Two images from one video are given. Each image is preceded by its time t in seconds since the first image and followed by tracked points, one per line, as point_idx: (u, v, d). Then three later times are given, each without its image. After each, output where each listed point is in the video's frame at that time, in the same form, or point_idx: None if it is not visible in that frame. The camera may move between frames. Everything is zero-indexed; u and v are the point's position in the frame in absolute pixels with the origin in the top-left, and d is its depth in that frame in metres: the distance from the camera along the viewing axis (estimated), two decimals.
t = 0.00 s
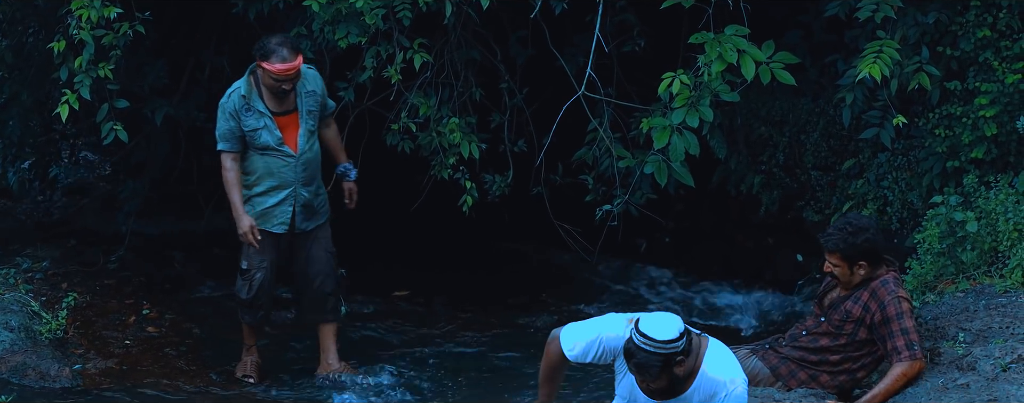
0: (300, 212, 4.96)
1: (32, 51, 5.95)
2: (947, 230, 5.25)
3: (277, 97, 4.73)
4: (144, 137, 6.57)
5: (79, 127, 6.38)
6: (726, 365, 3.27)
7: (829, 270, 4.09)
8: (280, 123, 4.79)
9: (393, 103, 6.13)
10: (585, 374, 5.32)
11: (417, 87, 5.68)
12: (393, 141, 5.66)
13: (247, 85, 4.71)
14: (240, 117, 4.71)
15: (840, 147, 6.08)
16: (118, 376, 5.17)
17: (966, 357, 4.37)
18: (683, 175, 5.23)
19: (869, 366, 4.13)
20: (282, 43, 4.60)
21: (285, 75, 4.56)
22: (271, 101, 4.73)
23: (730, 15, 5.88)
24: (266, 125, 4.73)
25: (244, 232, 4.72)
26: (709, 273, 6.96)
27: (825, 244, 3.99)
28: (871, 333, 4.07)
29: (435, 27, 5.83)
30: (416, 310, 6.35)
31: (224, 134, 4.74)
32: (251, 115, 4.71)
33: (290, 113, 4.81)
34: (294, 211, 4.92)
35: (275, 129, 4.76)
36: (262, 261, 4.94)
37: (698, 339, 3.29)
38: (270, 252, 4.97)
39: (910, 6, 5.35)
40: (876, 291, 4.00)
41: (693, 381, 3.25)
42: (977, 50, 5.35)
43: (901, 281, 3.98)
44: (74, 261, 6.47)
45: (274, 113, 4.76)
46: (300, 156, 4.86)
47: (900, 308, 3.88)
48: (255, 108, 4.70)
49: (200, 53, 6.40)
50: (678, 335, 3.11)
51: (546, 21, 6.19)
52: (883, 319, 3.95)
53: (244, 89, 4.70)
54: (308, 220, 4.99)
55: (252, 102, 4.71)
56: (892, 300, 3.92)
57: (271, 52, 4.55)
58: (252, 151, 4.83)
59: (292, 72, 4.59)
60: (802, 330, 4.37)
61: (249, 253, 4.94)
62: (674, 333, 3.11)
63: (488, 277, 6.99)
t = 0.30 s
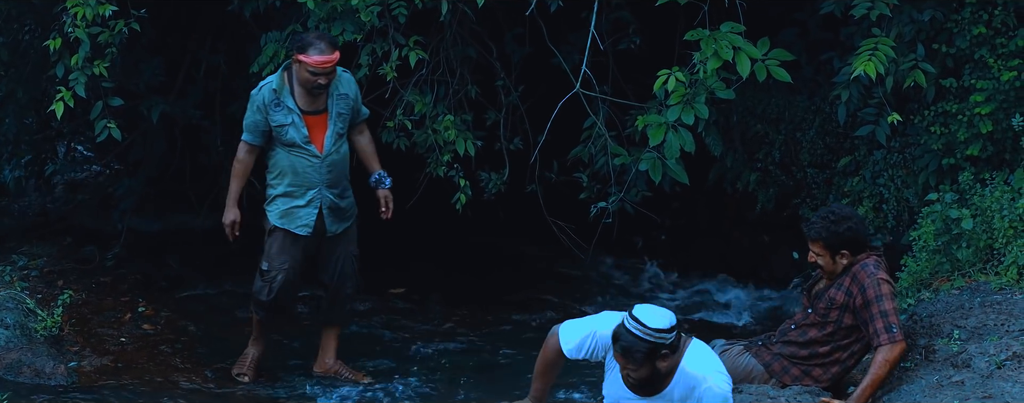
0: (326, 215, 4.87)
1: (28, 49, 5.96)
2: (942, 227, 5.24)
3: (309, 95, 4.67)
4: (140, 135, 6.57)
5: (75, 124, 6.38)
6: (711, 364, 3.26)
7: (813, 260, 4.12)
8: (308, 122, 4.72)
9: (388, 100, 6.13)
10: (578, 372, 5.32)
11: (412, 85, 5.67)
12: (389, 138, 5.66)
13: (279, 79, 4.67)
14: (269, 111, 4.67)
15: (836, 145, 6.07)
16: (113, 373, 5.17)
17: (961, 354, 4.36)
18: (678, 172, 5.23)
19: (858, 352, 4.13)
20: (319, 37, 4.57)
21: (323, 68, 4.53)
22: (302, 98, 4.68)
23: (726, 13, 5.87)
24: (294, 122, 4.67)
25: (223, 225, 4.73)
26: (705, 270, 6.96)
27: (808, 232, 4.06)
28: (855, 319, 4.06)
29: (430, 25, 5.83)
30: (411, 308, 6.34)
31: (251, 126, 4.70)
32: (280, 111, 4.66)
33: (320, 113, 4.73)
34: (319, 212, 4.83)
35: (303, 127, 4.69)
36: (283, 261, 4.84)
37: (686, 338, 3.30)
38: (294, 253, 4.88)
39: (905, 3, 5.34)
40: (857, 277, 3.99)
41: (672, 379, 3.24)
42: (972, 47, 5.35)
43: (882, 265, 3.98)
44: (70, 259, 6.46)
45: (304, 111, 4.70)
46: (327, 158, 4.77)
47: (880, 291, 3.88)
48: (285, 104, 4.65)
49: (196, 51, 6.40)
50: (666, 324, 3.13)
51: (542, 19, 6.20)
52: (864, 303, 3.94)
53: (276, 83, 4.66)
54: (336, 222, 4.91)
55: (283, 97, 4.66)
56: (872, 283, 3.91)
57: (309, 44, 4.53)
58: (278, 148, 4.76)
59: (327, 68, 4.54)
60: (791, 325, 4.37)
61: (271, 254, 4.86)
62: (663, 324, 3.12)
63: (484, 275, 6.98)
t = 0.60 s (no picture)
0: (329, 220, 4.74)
1: (24, 47, 5.95)
2: (939, 224, 5.22)
3: (323, 99, 4.52)
4: (137, 132, 6.57)
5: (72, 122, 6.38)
6: (685, 376, 2.92)
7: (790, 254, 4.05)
8: (319, 126, 4.57)
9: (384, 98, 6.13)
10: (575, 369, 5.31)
11: (409, 83, 5.66)
12: (385, 136, 5.65)
13: (295, 80, 4.51)
14: (281, 111, 4.52)
15: (833, 142, 6.07)
16: (108, 371, 5.17)
17: (957, 352, 4.36)
18: (675, 170, 5.22)
19: (849, 343, 4.06)
20: (341, 41, 4.38)
21: (340, 73, 4.35)
22: (316, 101, 4.52)
23: (722, 10, 5.87)
24: (304, 125, 4.52)
25: (258, 219, 4.51)
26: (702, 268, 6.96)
27: (783, 226, 3.98)
28: (840, 309, 4.01)
29: (427, 23, 5.83)
30: (408, 306, 6.34)
31: (262, 123, 4.56)
32: (291, 112, 4.51)
33: (332, 118, 4.59)
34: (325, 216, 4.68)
35: (313, 130, 4.54)
36: (303, 259, 4.61)
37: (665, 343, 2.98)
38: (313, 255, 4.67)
39: (901, 0, 5.33)
40: (836, 267, 3.95)
41: (640, 384, 2.97)
42: (969, 45, 5.34)
43: (860, 251, 3.95)
44: (66, 257, 6.45)
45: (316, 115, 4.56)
46: (334, 164, 4.64)
47: (858, 276, 3.86)
48: (298, 106, 4.51)
49: (193, 49, 6.39)
50: (636, 325, 2.88)
51: (538, 16, 6.19)
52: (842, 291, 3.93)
53: (290, 84, 4.51)
54: (338, 227, 4.77)
55: (296, 99, 4.51)
56: (851, 270, 3.88)
57: (329, 47, 4.35)
58: (286, 148, 4.62)
59: (346, 74, 4.36)
60: (780, 322, 4.30)
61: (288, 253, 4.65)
62: (630, 324, 2.87)
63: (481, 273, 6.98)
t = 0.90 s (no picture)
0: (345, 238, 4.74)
1: (20, 46, 5.95)
2: (935, 223, 5.17)
3: (318, 121, 4.47)
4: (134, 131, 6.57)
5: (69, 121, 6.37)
6: (664, 376, 3.05)
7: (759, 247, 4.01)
8: (319, 147, 4.53)
9: (381, 97, 6.12)
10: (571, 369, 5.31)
11: (405, 82, 5.65)
12: (382, 135, 5.65)
13: (286, 107, 4.43)
14: (279, 141, 4.44)
15: (830, 141, 6.06)
16: (104, 370, 5.16)
17: (953, 351, 4.35)
18: (670, 169, 5.19)
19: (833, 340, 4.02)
20: (332, 61, 4.32)
21: (334, 94, 4.30)
22: (312, 124, 4.47)
23: (719, 9, 5.86)
24: (306, 150, 4.47)
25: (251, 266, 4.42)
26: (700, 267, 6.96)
27: (748, 223, 3.94)
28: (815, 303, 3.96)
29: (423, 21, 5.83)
30: (405, 305, 6.34)
31: (258, 157, 4.45)
32: (290, 139, 4.44)
33: (329, 137, 4.56)
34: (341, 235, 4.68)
35: (315, 153, 4.50)
36: (316, 292, 4.62)
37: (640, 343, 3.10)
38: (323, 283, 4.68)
39: None
40: (806, 259, 3.92)
41: (621, 386, 3.09)
42: (966, 43, 5.33)
43: (830, 243, 3.91)
44: (62, 257, 6.44)
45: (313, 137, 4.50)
46: (342, 181, 4.64)
47: (827, 269, 3.83)
48: (295, 132, 4.43)
49: (189, 48, 6.38)
50: (611, 327, 2.98)
51: (535, 15, 6.17)
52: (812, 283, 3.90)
53: (282, 112, 4.42)
54: (355, 244, 4.78)
55: (291, 125, 4.43)
56: (818, 261, 3.86)
57: (322, 69, 4.28)
58: (288, 176, 4.56)
59: (340, 93, 4.32)
60: (764, 322, 4.26)
61: (301, 286, 4.64)
62: (603, 325, 2.97)
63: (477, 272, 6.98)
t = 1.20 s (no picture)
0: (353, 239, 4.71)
1: (16, 46, 5.94)
2: (932, 223, 5.15)
3: (316, 128, 4.38)
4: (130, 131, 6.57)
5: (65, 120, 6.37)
6: (653, 375, 3.05)
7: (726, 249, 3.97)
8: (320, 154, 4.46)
9: (377, 96, 6.12)
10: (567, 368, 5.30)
11: (401, 81, 5.65)
12: (378, 134, 5.64)
13: (283, 121, 4.30)
14: (284, 156, 4.31)
15: (827, 141, 6.07)
16: (99, 370, 5.15)
17: (949, 351, 4.34)
18: (669, 169, 5.17)
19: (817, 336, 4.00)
20: (316, 69, 4.22)
21: (323, 103, 4.21)
22: (311, 133, 4.38)
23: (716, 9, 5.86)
24: (312, 159, 4.39)
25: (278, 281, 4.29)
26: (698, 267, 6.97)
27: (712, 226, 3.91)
28: (790, 301, 3.94)
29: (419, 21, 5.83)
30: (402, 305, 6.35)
31: (264, 176, 4.30)
32: (295, 152, 4.33)
33: (328, 141, 4.50)
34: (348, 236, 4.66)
35: (321, 161, 4.43)
36: (320, 298, 4.62)
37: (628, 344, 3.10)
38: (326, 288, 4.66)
39: None
40: (773, 258, 3.90)
41: (614, 389, 3.08)
42: (962, 43, 5.31)
43: (797, 239, 3.89)
44: (57, 256, 6.43)
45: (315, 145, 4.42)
46: (348, 183, 4.59)
47: (796, 267, 3.82)
48: (299, 144, 4.32)
49: (186, 48, 6.38)
50: (599, 331, 2.98)
51: (531, 14, 6.16)
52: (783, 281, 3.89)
53: (282, 126, 4.28)
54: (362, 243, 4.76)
55: (294, 138, 4.31)
56: (786, 259, 3.85)
57: (307, 80, 4.19)
58: (296, 188, 4.47)
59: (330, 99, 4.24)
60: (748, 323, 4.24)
61: (305, 292, 4.62)
62: (594, 331, 2.97)
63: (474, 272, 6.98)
